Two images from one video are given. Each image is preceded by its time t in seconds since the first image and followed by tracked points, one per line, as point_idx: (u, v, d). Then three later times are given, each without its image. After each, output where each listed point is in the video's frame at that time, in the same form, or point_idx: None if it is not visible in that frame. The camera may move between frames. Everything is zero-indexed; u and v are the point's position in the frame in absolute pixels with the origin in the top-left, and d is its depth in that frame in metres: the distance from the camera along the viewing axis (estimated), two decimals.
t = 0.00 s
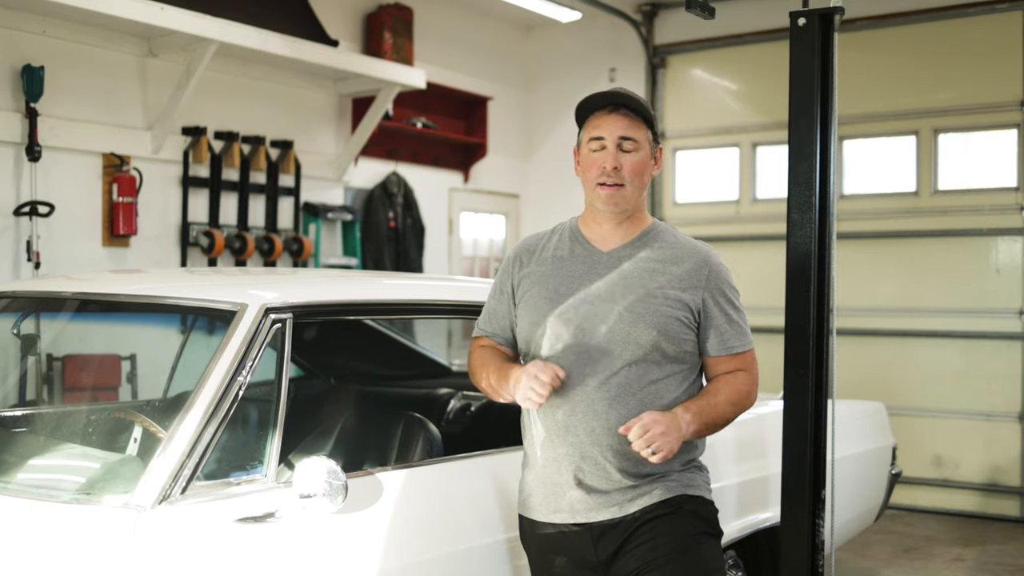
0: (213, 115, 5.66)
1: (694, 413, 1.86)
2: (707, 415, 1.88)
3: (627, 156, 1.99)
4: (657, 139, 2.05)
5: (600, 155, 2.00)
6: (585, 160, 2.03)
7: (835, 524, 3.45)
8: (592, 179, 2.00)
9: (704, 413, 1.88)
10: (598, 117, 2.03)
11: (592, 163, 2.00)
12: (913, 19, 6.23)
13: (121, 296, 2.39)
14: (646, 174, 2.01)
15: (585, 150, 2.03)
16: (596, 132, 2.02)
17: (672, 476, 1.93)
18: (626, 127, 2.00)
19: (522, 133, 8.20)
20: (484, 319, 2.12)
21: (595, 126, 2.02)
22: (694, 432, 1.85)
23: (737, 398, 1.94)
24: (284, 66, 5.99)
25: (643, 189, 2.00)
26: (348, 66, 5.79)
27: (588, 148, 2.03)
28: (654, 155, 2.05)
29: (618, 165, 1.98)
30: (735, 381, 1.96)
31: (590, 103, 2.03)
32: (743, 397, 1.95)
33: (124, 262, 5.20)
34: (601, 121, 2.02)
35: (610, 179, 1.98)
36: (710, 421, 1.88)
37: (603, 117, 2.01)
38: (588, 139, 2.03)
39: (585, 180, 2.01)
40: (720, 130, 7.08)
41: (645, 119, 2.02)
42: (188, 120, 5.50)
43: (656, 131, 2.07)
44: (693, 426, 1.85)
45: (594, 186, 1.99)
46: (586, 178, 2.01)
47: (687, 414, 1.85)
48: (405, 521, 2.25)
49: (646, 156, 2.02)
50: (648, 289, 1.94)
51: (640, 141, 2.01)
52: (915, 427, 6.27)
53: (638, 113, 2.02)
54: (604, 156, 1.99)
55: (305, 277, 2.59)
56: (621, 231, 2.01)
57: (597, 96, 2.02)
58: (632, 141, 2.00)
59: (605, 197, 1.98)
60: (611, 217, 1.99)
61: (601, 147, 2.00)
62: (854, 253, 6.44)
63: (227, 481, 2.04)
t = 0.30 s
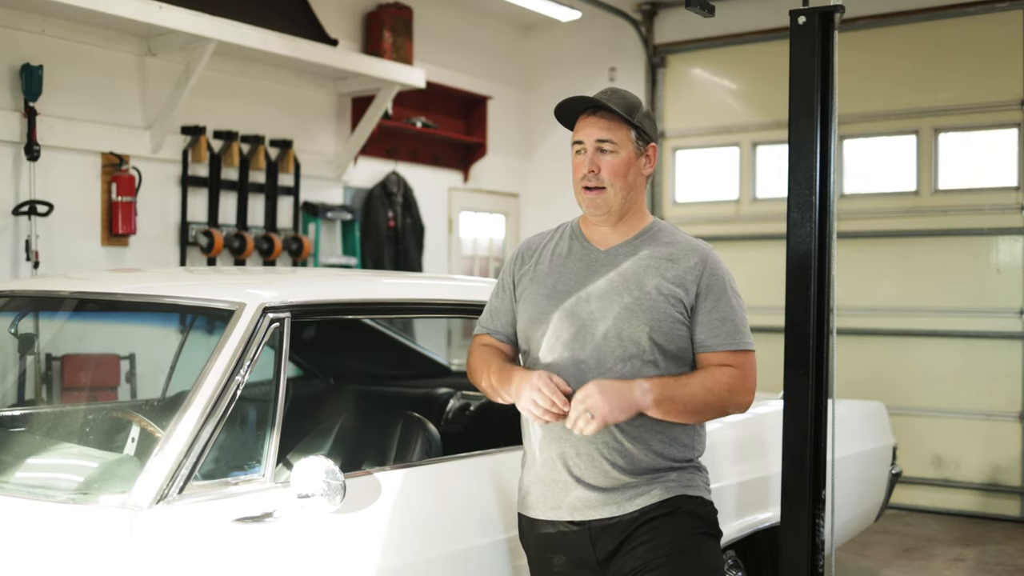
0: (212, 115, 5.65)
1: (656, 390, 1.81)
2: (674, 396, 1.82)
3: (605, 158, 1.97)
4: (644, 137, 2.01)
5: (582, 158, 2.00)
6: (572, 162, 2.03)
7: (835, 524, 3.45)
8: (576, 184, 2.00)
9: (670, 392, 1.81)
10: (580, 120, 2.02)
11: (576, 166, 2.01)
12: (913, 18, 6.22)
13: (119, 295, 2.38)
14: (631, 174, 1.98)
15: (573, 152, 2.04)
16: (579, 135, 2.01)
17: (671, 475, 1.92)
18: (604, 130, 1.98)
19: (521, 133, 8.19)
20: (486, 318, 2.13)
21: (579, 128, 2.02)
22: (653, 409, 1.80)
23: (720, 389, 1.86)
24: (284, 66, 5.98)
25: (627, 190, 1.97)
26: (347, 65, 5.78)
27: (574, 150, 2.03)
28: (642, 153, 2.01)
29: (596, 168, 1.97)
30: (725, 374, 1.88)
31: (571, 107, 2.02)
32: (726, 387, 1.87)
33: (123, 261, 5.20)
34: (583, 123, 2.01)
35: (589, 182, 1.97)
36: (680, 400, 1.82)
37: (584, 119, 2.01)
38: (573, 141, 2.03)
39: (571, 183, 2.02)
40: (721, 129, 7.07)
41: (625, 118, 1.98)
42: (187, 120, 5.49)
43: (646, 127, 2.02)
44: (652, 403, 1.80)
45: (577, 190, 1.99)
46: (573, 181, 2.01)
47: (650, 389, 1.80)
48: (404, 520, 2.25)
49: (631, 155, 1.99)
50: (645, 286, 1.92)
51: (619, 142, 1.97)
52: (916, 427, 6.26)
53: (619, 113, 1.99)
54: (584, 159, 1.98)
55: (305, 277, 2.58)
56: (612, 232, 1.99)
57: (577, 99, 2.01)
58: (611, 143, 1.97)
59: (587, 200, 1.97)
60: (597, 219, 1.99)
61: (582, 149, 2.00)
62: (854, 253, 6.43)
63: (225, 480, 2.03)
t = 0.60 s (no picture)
0: (211, 115, 5.65)
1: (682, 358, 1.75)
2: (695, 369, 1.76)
3: (606, 153, 1.97)
4: (639, 133, 2.02)
5: (581, 154, 2.00)
6: (569, 160, 2.03)
7: (835, 524, 3.44)
8: (576, 180, 1.99)
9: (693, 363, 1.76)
10: (576, 116, 2.03)
11: (575, 163, 2.00)
12: (913, 18, 6.21)
13: (116, 295, 2.38)
14: (629, 170, 1.99)
15: (569, 150, 2.03)
16: (575, 132, 2.02)
17: (669, 475, 1.90)
18: (601, 125, 1.99)
19: (521, 133, 8.18)
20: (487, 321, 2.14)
21: (575, 126, 2.02)
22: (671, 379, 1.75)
23: (735, 371, 1.80)
24: (283, 66, 5.97)
25: (626, 185, 1.97)
26: (347, 65, 5.78)
27: (571, 148, 2.03)
28: (639, 149, 2.02)
29: (596, 163, 1.97)
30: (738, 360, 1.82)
31: (567, 104, 2.03)
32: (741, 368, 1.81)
33: (122, 261, 5.19)
34: (579, 121, 2.02)
35: (590, 178, 1.97)
36: (700, 369, 1.76)
37: (580, 116, 2.01)
38: (570, 139, 2.03)
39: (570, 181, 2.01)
40: (721, 129, 7.06)
41: (622, 114, 1.99)
42: (186, 120, 5.49)
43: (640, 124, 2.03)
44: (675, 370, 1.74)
45: (577, 187, 1.99)
46: (572, 179, 2.01)
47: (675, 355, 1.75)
48: (401, 521, 2.24)
49: (629, 151, 2.00)
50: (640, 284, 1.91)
51: (618, 137, 1.98)
52: (916, 427, 6.26)
53: (614, 109, 2.00)
54: (584, 155, 1.99)
55: (303, 277, 2.58)
56: (611, 229, 1.99)
57: (572, 97, 2.02)
58: (610, 138, 1.98)
59: (586, 196, 1.97)
60: (595, 217, 1.99)
61: (580, 146, 2.00)
62: (854, 253, 6.42)
63: (222, 481, 2.03)
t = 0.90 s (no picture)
0: (211, 115, 5.65)
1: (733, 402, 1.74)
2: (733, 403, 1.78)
3: (624, 149, 1.99)
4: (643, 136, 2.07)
5: (598, 149, 1.99)
6: (580, 157, 2.01)
7: (835, 525, 3.43)
8: (592, 176, 1.98)
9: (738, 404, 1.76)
10: (586, 116, 2.03)
11: (589, 159, 1.99)
12: (913, 18, 6.21)
13: (115, 295, 2.38)
14: (641, 168, 2.02)
15: (578, 148, 2.02)
16: (588, 129, 2.01)
17: (668, 477, 1.90)
18: (620, 121, 2.01)
19: (521, 133, 8.18)
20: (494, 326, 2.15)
21: (588, 123, 2.02)
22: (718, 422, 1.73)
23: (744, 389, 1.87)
24: (283, 66, 5.98)
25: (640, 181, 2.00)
26: (346, 66, 5.78)
27: (582, 145, 2.01)
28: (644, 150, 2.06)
29: (618, 157, 1.97)
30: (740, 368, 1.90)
31: (579, 102, 2.03)
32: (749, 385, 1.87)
33: (122, 261, 5.20)
34: (592, 117, 2.02)
35: (611, 171, 1.96)
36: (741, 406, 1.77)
37: (595, 112, 2.02)
38: (581, 136, 2.02)
39: (583, 178, 1.99)
40: (721, 130, 7.06)
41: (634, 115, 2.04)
42: (186, 120, 5.49)
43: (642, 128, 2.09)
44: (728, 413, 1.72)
45: (595, 182, 1.97)
46: (585, 175, 1.99)
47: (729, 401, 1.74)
48: (400, 521, 2.24)
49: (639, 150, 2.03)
50: (638, 287, 1.90)
51: (634, 135, 2.02)
52: (916, 428, 6.25)
53: (628, 108, 2.04)
54: (602, 149, 1.98)
55: (303, 277, 2.58)
56: (623, 226, 1.98)
57: (587, 93, 2.02)
58: (627, 135, 2.01)
59: (606, 191, 1.96)
60: (607, 215, 1.98)
61: (597, 141, 2.00)
62: (854, 253, 6.42)
63: (220, 482, 2.02)
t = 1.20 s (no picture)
0: (212, 115, 5.65)
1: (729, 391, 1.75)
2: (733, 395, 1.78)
3: (627, 150, 1.99)
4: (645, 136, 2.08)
5: (601, 149, 1.99)
6: (583, 158, 2.01)
7: (835, 524, 3.43)
8: (595, 176, 1.98)
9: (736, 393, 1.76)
10: (589, 116, 2.03)
11: (592, 159, 1.99)
12: (915, 17, 6.20)
13: (116, 294, 2.38)
14: (643, 168, 2.02)
15: (581, 148, 2.02)
16: (591, 128, 2.01)
17: (669, 476, 1.90)
18: (623, 122, 2.01)
19: (522, 132, 8.18)
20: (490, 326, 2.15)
21: (591, 123, 2.02)
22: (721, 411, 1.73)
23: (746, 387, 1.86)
24: (284, 65, 5.97)
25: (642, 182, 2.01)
26: (347, 65, 5.77)
27: (585, 145, 2.01)
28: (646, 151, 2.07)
29: (620, 159, 1.97)
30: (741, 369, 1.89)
31: (583, 102, 2.02)
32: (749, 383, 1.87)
33: (123, 261, 5.20)
34: (595, 117, 2.02)
35: (613, 172, 1.97)
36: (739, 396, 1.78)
37: (598, 112, 2.02)
38: (584, 136, 2.02)
39: (585, 178, 1.99)
40: (721, 129, 7.06)
41: (637, 116, 2.05)
42: (187, 119, 5.49)
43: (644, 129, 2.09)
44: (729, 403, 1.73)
45: (597, 183, 1.97)
46: (588, 175, 1.99)
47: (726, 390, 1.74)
48: (400, 520, 2.24)
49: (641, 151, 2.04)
50: (640, 286, 1.90)
51: (636, 136, 2.02)
52: (917, 428, 6.25)
53: (631, 109, 2.04)
54: (605, 150, 1.98)
55: (302, 276, 2.57)
56: (623, 226, 1.99)
57: (591, 93, 2.02)
58: (630, 136, 2.01)
59: (609, 191, 1.96)
60: (610, 215, 1.98)
61: (599, 141, 2.00)
62: (855, 253, 6.41)
63: (220, 481, 2.02)
